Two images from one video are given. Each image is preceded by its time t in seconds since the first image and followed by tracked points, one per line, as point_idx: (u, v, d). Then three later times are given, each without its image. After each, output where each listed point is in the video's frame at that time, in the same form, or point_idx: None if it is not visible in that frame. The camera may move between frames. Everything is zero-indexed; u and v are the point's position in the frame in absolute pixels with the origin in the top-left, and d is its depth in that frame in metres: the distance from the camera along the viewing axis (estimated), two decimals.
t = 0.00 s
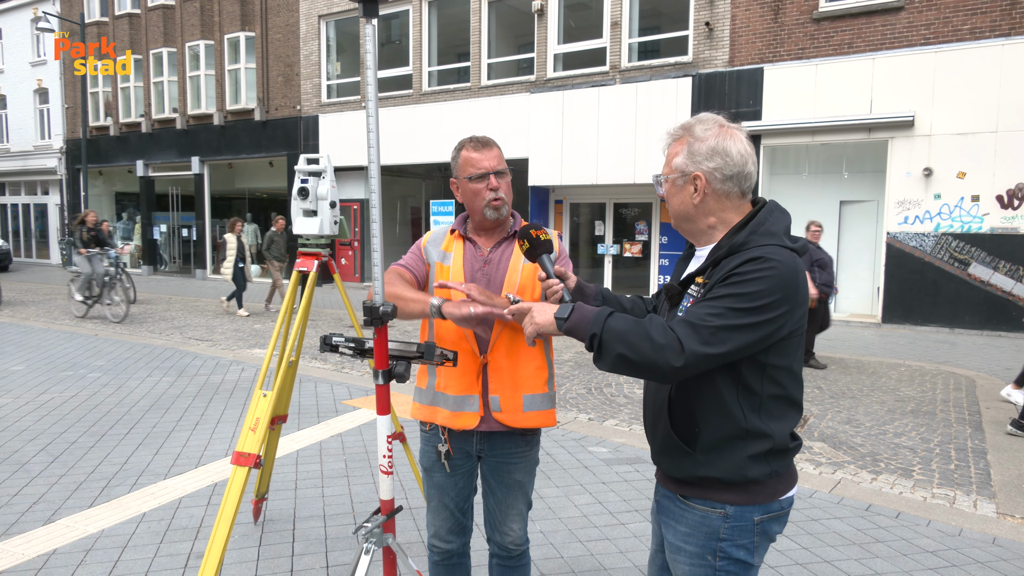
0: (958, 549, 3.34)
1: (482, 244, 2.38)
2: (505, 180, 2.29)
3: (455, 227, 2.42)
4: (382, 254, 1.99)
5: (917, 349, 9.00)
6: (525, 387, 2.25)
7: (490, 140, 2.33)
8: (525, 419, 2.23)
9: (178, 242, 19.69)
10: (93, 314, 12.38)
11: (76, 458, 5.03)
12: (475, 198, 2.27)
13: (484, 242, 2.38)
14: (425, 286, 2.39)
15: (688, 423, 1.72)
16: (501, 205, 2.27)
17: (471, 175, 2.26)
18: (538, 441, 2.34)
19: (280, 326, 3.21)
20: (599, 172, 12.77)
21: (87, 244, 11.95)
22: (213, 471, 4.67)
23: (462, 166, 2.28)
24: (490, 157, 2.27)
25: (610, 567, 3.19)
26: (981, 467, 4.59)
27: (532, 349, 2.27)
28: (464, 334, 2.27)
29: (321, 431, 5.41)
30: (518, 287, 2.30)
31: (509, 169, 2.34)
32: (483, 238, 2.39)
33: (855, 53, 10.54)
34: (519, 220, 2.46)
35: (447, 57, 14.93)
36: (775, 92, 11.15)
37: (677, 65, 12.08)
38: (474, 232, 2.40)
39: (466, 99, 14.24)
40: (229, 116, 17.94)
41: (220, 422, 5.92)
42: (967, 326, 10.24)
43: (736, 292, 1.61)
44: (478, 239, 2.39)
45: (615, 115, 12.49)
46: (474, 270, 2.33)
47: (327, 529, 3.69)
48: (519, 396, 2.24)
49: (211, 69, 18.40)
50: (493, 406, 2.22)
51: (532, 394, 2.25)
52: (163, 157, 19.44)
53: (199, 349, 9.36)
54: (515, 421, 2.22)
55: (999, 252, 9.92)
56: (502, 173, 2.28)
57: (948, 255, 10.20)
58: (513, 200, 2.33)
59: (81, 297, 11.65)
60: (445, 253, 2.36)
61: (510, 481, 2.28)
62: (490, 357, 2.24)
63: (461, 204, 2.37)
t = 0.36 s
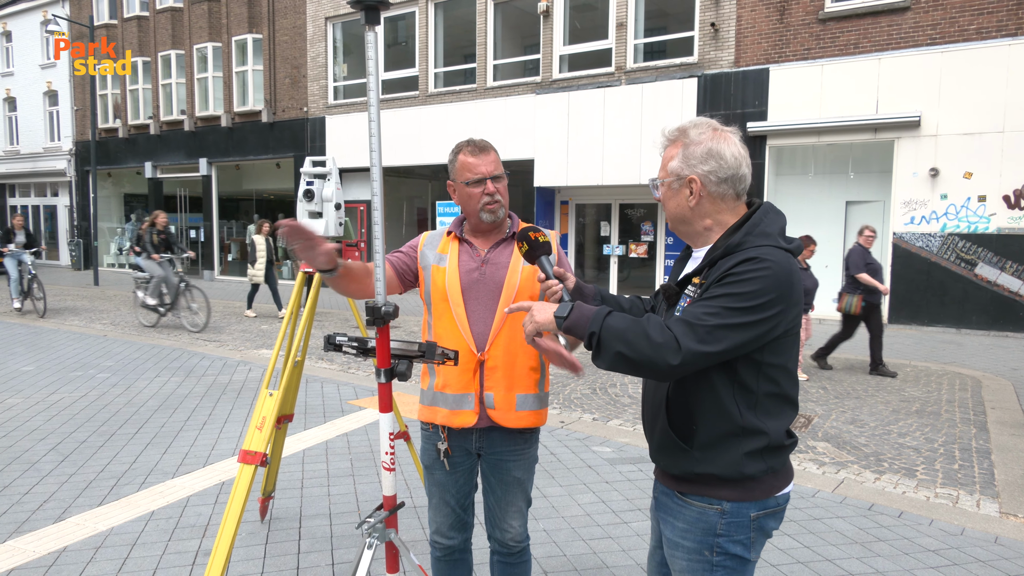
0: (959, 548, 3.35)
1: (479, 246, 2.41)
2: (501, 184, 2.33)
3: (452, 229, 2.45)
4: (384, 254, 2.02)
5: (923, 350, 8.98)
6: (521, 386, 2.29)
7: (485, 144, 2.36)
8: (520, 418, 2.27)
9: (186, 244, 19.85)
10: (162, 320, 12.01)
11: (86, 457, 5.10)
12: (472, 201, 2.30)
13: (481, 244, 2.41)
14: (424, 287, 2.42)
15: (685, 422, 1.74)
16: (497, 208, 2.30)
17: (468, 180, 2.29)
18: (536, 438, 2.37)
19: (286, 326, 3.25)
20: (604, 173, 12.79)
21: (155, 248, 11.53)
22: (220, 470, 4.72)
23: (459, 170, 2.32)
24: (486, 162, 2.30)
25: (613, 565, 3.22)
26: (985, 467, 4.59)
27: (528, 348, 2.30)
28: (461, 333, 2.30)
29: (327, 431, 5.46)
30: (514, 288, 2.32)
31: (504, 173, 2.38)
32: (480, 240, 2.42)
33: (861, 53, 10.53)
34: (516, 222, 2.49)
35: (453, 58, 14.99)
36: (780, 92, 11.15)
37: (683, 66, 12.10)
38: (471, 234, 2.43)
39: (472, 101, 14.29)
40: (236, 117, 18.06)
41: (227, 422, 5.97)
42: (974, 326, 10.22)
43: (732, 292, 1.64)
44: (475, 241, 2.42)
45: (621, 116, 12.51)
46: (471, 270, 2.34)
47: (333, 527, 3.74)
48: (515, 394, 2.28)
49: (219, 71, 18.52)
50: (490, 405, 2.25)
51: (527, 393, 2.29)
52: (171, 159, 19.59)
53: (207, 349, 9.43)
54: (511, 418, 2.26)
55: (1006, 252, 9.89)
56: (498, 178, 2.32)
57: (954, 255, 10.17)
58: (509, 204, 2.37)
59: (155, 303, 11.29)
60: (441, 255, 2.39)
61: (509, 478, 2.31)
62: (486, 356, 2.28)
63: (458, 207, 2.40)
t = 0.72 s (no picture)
0: (960, 546, 3.38)
1: (482, 248, 2.43)
2: (508, 188, 2.36)
3: (454, 232, 2.48)
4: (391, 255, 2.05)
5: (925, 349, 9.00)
6: (524, 387, 2.32)
7: (494, 148, 2.39)
8: (524, 419, 2.30)
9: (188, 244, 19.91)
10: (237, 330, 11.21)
11: (92, 456, 5.14)
12: (479, 203, 2.32)
13: (484, 245, 2.43)
14: (426, 291, 2.44)
15: (687, 420, 1.77)
16: (504, 212, 2.34)
17: (477, 183, 2.33)
18: (539, 436, 2.40)
19: (292, 327, 3.28)
20: (606, 173, 12.80)
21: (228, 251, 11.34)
22: (225, 470, 4.75)
23: (468, 172, 2.34)
24: (495, 166, 2.33)
25: (616, 564, 3.24)
26: (986, 466, 4.61)
27: (531, 349, 2.34)
28: (464, 335, 2.33)
29: (330, 431, 5.49)
30: (516, 290, 2.34)
31: (512, 177, 2.41)
32: (482, 242, 2.44)
33: (863, 53, 10.54)
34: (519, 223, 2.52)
35: (455, 58, 15.02)
36: (783, 92, 11.16)
37: (685, 66, 12.12)
38: (474, 235, 2.45)
39: (474, 101, 14.33)
40: (239, 118, 18.12)
41: (231, 422, 6.00)
42: (976, 325, 10.23)
43: (734, 292, 1.67)
44: (477, 243, 2.44)
45: (623, 116, 12.52)
46: (472, 272, 2.37)
47: (337, 526, 3.77)
48: (518, 395, 2.31)
49: (221, 72, 18.57)
50: (493, 406, 2.27)
51: (529, 394, 2.32)
52: (174, 160, 19.66)
53: (211, 350, 9.47)
54: (515, 419, 2.29)
55: (1008, 252, 9.90)
56: (506, 182, 2.35)
57: (956, 255, 10.20)
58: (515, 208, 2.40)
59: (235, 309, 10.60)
60: (442, 259, 2.42)
61: (512, 476, 2.34)
62: (490, 358, 2.31)
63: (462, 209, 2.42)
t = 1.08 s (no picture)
0: (955, 543, 3.43)
1: (486, 248, 2.46)
2: (514, 190, 2.41)
3: (457, 232, 2.50)
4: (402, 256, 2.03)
5: (919, 348, 9.08)
6: (533, 386, 2.38)
7: (497, 149, 2.41)
8: (533, 416, 2.36)
9: (184, 242, 19.87)
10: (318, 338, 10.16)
11: (92, 454, 5.15)
12: (488, 207, 2.36)
13: (488, 246, 2.47)
14: (431, 294, 2.46)
15: (692, 419, 1.80)
16: (511, 214, 2.40)
17: (484, 186, 2.35)
18: (542, 434, 2.44)
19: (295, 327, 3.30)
20: (603, 172, 12.84)
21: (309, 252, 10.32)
22: (227, 468, 4.77)
23: (474, 175, 2.36)
24: (502, 169, 2.35)
25: (616, 561, 3.28)
26: (980, 464, 4.67)
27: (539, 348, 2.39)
28: (472, 336, 2.36)
29: (329, 429, 5.52)
30: (522, 290, 2.38)
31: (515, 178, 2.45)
32: (485, 242, 2.47)
33: (859, 54, 10.61)
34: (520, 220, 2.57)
35: (452, 57, 15.04)
36: (779, 93, 11.22)
37: (682, 67, 12.16)
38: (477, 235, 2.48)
39: (470, 100, 14.35)
40: (235, 116, 18.10)
41: (231, 420, 6.02)
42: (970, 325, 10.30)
43: (738, 294, 1.70)
44: (480, 243, 2.46)
45: (620, 116, 12.56)
46: (478, 273, 2.39)
47: (339, 524, 3.80)
48: (527, 395, 2.35)
49: (217, 69, 18.56)
50: (505, 406, 2.31)
51: (536, 393, 2.38)
52: (169, 158, 19.63)
53: (208, 348, 9.48)
54: (525, 418, 2.34)
55: (1001, 252, 9.98)
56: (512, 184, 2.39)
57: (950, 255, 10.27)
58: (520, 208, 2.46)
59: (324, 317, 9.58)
60: (446, 261, 2.44)
61: (518, 473, 2.39)
62: (500, 358, 2.34)
63: (466, 210, 2.44)
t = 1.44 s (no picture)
0: (948, 541, 3.49)
1: (491, 249, 2.50)
2: (519, 195, 2.45)
3: (462, 232, 2.52)
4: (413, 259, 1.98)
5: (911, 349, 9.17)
6: (540, 384, 2.43)
7: (503, 152, 2.44)
8: (541, 414, 2.41)
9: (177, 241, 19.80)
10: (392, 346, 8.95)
11: (90, 453, 5.16)
12: (496, 210, 2.39)
13: (492, 247, 2.51)
14: (436, 293, 2.49)
15: (697, 415, 1.85)
16: (517, 217, 2.44)
17: (492, 189, 2.38)
18: (546, 432, 2.48)
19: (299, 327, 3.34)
20: (597, 173, 12.88)
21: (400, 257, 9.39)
22: (226, 467, 4.79)
23: (480, 178, 2.38)
24: (509, 172, 2.39)
25: (615, 558, 3.32)
26: (971, 462, 4.74)
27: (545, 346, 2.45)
28: (480, 336, 2.39)
29: (328, 428, 5.54)
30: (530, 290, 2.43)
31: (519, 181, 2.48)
32: (490, 243, 2.51)
33: (852, 56, 10.70)
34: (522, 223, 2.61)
35: (446, 57, 15.07)
36: (773, 94, 11.29)
37: (676, 68, 12.22)
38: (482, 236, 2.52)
39: (465, 100, 14.38)
40: (229, 114, 18.05)
41: (229, 419, 6.02)
42: (960, 326, 10.40)
43: (737, 282, 1.75)
44: (485, 244, 2.50)
45: (614, 117, 12.62)
46: (485, 273, 2.43)
47: (340, 522, 3.83)
48: (534, 393, 2.40)
49: (211, 68, 18.51)
50: (513, 404, 2.35)
51: (543, 391, 2.43)
52: (162, 156, 19.56)
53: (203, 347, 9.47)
54: (533, 415, 2.39)
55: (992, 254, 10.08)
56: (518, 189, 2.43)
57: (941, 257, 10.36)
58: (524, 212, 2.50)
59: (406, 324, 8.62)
60: (452, 261, 2.46)
61: (525, 471, 2.43)
62: (508, 357, 2.38)
63: (472, 213, 2.47)
